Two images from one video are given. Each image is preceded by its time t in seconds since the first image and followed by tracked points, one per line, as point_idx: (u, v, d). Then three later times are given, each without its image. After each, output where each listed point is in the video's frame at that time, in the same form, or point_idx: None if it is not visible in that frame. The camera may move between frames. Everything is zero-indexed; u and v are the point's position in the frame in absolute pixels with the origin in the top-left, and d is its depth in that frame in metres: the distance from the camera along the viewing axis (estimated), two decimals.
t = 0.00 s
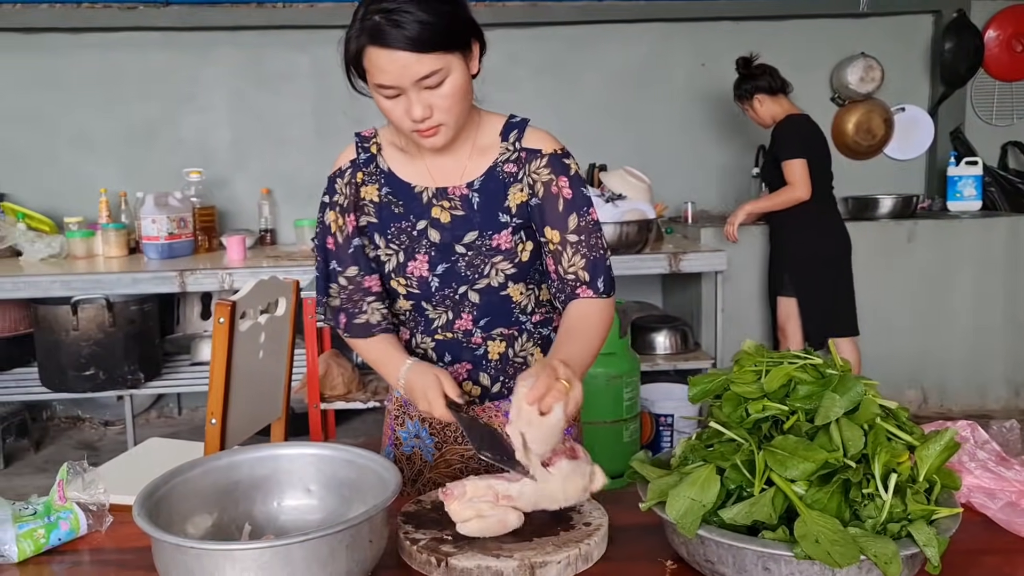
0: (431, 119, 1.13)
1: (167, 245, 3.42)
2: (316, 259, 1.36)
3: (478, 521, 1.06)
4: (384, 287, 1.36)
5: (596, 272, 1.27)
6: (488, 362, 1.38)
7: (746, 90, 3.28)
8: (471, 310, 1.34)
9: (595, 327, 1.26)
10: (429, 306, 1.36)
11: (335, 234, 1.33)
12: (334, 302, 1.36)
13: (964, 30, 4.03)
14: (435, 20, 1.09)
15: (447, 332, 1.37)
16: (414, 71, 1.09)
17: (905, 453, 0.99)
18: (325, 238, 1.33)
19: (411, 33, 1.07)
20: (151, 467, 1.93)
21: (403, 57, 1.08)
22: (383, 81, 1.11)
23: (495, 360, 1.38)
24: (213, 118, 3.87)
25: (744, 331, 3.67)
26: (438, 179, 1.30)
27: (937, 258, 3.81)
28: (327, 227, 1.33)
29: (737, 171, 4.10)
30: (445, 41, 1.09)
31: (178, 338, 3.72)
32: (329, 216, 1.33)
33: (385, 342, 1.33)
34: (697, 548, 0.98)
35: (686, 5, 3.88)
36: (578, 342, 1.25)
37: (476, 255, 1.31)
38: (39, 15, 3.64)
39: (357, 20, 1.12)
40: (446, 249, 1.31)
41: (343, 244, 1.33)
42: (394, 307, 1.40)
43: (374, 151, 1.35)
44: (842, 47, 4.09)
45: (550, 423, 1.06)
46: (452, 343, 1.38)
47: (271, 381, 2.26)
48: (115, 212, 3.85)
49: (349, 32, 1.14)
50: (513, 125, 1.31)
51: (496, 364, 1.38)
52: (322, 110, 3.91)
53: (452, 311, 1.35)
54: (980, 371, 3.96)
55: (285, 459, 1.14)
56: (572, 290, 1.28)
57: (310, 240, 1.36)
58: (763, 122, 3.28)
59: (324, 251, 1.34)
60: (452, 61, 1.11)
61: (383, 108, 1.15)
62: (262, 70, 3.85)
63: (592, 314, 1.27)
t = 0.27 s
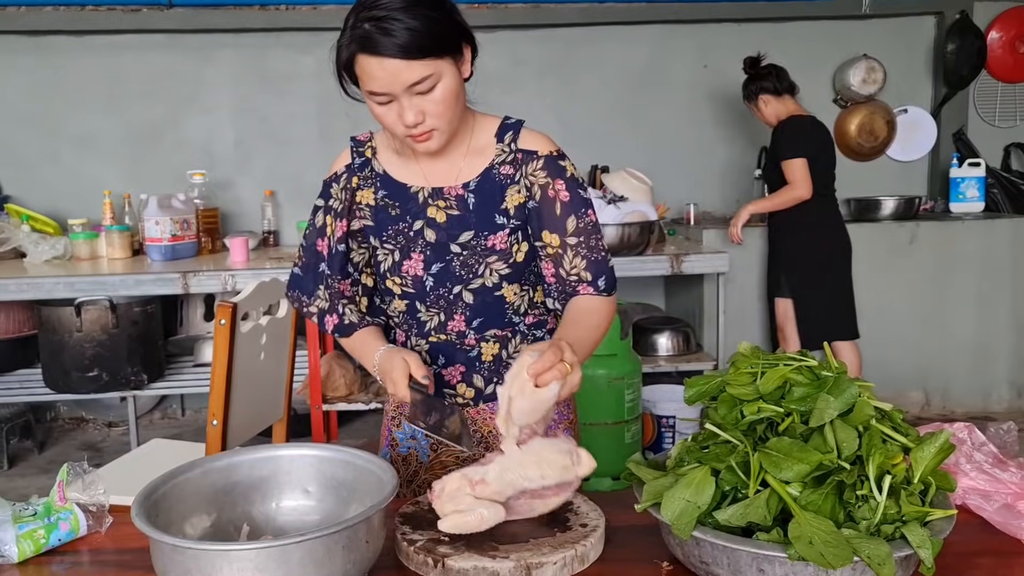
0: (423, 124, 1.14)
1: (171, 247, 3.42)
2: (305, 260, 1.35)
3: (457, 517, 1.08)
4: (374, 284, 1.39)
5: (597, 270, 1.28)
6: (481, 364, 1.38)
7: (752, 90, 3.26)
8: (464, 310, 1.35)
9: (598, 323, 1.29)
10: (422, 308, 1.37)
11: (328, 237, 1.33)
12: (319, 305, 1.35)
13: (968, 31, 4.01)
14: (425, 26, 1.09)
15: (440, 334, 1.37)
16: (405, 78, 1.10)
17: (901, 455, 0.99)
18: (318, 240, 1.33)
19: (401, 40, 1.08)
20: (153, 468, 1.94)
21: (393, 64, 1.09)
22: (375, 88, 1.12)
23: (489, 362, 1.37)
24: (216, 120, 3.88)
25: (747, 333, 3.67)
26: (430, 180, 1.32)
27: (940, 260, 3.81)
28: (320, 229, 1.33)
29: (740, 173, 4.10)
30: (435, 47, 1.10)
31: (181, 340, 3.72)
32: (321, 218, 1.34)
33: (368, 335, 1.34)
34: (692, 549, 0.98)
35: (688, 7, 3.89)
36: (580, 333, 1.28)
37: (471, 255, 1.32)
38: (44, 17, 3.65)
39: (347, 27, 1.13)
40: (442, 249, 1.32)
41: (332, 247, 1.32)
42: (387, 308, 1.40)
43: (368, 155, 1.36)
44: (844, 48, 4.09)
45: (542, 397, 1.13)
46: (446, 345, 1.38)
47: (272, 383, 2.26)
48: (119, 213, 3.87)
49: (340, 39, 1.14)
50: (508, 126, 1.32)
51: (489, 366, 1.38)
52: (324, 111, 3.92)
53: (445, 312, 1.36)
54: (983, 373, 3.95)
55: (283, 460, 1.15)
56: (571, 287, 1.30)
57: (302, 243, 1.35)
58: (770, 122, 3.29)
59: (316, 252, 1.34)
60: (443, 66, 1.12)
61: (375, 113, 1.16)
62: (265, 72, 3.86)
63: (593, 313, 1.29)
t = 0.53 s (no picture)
0: (422, 130, 1.15)
1: (172, 250, 3.43)
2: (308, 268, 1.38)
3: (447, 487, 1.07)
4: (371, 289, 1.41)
5: (582, 282, 1.28)
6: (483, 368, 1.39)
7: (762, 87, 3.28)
8: (466, 314, 1.35)
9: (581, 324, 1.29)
10: (423, 312, 1.37)
11: (328, 243, 1.35)
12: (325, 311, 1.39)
13: (969, 34, 4.01)
14: (424, 33, 1.10)
15: (442, 338, 1.38)
16: (403, 84, 1.10)
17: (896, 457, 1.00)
18: (320, 246, 1.36)
19: (399, 48, 1.09)
20: (153, 471, 1.94)
21: (392, 71, 1.10)
22: (374, 95, 1.12)
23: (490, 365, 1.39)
24: (218, 123, 3.89)
25: (747, 335, 3.67)
26: (429, 184, 1.32)
27: (941, 263, 3.81)
28: (320, 236, 1.35)
29: (741, 176, 4.10)
30: (434, 54, 1.10)
31: (183, 343, 3.73)
32: (322, 224, 1.36)
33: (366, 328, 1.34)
34: (688, 553, 0.98)
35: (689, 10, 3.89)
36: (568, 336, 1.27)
37: (472, 259, 1.32)
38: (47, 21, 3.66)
39: (346, 35, 1.13)
40: (443, 253, 1.32)
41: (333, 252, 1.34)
42: (388, 313, 1.41)
43: (367, 161, 1.36)
44: (845, 51, 4.09)
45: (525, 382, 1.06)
46: (448, 349, 1.40)
47: (272, 386, 2.26)
48: (121, 216, 3.88)
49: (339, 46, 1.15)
50: (507, 132, 1.33)
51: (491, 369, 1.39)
52: (326, 115, 3.93)
53: (446, 317, 1.36)
54: (984, 376, 3.95)
55: (279, 463, 1.16)
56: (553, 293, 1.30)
57: (306, 249, 1.37)
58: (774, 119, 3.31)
59: (320, 259, 1.36)
60: (441, 73, 1.12)
61: (375, 120, 1.17)
62: (266, 75, 3.87)
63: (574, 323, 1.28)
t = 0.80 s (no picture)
0: (427, 134, 1.15)
1: (172, 254, 3.43)
2: (302, 268, 1.35)
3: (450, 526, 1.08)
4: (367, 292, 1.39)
5: (583, 290, 1.28)
6: (480, 370, 1.38)
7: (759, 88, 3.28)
8: (463, 316, 1.35)
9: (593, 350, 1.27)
10: (419, 314, 1.37)
11: (325, 244, 1.33)
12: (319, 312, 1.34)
13: (967, 36, 4.02)
14: (431, 37, 1.10)
15: (437, 341, 1.38)
16: (410, 88, 1.11)
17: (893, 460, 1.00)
18: (317, 248, 1.34)
19: (407, 51, 1.09)
20: (152, 475, 1.95)
21: (400, 75, 1.10)
22: (380, 98, 1.12)
23: (487, 368, 1.38)
24: (218, 127, 3.90)
25: (747, 338, 3.67)
26: (428, 187, 1.33)
27: (940, 265, 3.81)
28: (318, 237, 1.34)
29: (740, 178, 4.11)
30: (441, 59, 1.11)
31: (183, 346, 3.73)
32: (319, 225, 1.35)
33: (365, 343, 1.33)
34: (686, 556, 0.98)
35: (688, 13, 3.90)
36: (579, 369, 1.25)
37: (470, 261, 1.32)
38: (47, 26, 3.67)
39: (352, 37, 1.13)
40: (441, 256, 1.33)
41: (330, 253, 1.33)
42: (384, 315, 1.41)
43: (367, 163, 1.36)
44: (843, 54, 4.10)
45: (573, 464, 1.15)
46: (443, 352, 1.39)
47: (272, 389, 2.27)
48: (121, 220, 3.88)
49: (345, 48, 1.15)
50: (507, 135, 1.33)
51: (487, 371, 1.38)
52: (325, 118, 3.93)
53: (443, 319, 1.36)
54: (984, 378, 3.95)
55: (277, 467, 1.16)
56: (562, 310, 1.29)
57: (298, 251, 1.35)
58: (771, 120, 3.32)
59: (314, 260, 1.34)
60: (448, 78, 1.13)
61: (379, 122, 1.17)
62: (266, 79, 3.88)
63: (583, 335, 1.28)
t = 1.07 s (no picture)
0: (436, 138, 1.15)
1: (172, 257, 3.43)
2: (313, 270, 1.35)
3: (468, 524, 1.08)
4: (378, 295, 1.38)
5: (588, 289, 1.27)
6: (483, 373, 1.39)
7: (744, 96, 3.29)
8: (467, 320, 1.36)
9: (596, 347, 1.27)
10: (423, 318, 1.37)
11: (335, 245, 1.33)
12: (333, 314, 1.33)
13: (966, 38, 4.02)
14: (439, 41, 1.10)
15: (441, 344, 1.38)
16: (420, 92, 1.11)
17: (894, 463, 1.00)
18: (325, 250, 1.34)
19: (416, 56, 1.09)
20: (153, 479, 1.95)
21: (408, 79, 1.10)
22: (388, 102, 1.12)
23: (490, 371, 1.39)
24: (217, 130, 3.90)
25: (747, 340, 3.67)
26: (433, 191, 1.32)
27: (940, 266, 3.81)
28: (325, 239, 1.33)
29: (739, 180, 4.11)
30: (450, 63, 1.11)
31: (184, 349, 3.73)
32: (326, 228, 1.34)
33: (387, 343, 1.31)
34: (687, 560, 0.98)
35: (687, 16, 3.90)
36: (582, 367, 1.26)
37: (474, 265, 1.33)
38: (47, 30, 3.67)
39: (360, 41, 1.13)
40: (445, 259, 1.33)
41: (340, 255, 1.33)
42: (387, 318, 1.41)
43: (372, 164, 1.36)
44: (843, 56, 4.10)
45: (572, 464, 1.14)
46: (447, 355, 1.39)
47: (272, 392, 2.27)
48: (121, 224, 3.89)
49: (353, 52, 1.15)
50: (509, 137, 1.33)
51: (491, 375, 1.39)
52: (325, 121, 3.94)
53: (448, 322, 1.37)
54: (984, 380, 3.95)
55: (277, 471, 1.16)
56: (567, 310, 1.28)
57: (308, 254, 1.35)
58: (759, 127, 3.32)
59: (325, 263, 1.34)
60: (456, 83, 1.13)
61: (386, 126, 1.17)
62: (266, 82, 3.88)
63: (588, 335, 1.27)
